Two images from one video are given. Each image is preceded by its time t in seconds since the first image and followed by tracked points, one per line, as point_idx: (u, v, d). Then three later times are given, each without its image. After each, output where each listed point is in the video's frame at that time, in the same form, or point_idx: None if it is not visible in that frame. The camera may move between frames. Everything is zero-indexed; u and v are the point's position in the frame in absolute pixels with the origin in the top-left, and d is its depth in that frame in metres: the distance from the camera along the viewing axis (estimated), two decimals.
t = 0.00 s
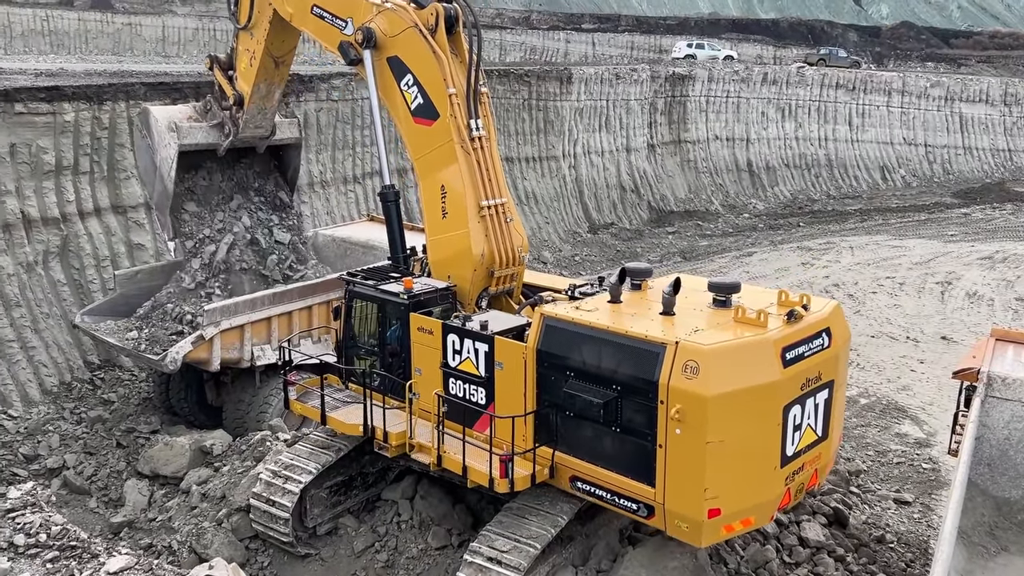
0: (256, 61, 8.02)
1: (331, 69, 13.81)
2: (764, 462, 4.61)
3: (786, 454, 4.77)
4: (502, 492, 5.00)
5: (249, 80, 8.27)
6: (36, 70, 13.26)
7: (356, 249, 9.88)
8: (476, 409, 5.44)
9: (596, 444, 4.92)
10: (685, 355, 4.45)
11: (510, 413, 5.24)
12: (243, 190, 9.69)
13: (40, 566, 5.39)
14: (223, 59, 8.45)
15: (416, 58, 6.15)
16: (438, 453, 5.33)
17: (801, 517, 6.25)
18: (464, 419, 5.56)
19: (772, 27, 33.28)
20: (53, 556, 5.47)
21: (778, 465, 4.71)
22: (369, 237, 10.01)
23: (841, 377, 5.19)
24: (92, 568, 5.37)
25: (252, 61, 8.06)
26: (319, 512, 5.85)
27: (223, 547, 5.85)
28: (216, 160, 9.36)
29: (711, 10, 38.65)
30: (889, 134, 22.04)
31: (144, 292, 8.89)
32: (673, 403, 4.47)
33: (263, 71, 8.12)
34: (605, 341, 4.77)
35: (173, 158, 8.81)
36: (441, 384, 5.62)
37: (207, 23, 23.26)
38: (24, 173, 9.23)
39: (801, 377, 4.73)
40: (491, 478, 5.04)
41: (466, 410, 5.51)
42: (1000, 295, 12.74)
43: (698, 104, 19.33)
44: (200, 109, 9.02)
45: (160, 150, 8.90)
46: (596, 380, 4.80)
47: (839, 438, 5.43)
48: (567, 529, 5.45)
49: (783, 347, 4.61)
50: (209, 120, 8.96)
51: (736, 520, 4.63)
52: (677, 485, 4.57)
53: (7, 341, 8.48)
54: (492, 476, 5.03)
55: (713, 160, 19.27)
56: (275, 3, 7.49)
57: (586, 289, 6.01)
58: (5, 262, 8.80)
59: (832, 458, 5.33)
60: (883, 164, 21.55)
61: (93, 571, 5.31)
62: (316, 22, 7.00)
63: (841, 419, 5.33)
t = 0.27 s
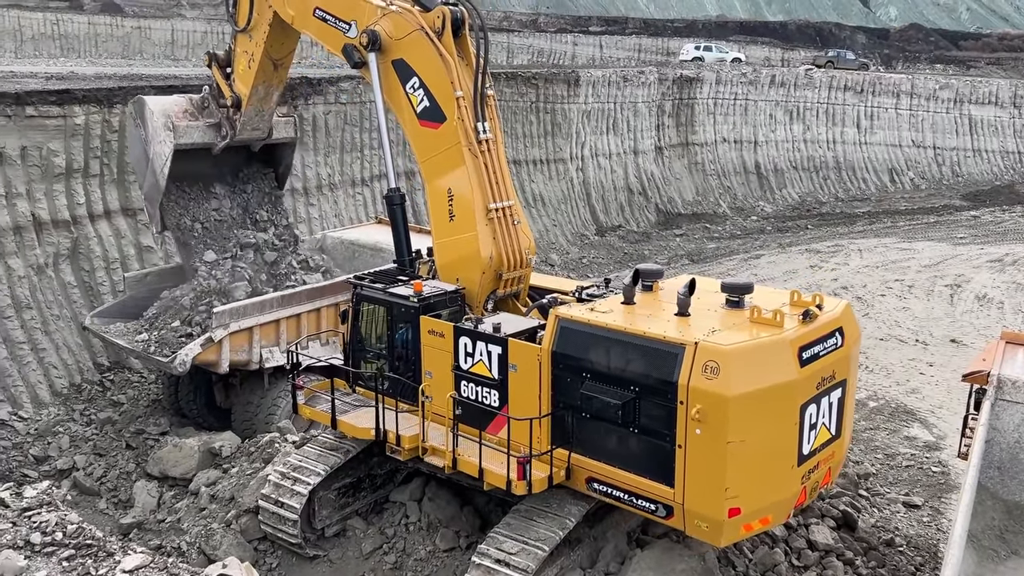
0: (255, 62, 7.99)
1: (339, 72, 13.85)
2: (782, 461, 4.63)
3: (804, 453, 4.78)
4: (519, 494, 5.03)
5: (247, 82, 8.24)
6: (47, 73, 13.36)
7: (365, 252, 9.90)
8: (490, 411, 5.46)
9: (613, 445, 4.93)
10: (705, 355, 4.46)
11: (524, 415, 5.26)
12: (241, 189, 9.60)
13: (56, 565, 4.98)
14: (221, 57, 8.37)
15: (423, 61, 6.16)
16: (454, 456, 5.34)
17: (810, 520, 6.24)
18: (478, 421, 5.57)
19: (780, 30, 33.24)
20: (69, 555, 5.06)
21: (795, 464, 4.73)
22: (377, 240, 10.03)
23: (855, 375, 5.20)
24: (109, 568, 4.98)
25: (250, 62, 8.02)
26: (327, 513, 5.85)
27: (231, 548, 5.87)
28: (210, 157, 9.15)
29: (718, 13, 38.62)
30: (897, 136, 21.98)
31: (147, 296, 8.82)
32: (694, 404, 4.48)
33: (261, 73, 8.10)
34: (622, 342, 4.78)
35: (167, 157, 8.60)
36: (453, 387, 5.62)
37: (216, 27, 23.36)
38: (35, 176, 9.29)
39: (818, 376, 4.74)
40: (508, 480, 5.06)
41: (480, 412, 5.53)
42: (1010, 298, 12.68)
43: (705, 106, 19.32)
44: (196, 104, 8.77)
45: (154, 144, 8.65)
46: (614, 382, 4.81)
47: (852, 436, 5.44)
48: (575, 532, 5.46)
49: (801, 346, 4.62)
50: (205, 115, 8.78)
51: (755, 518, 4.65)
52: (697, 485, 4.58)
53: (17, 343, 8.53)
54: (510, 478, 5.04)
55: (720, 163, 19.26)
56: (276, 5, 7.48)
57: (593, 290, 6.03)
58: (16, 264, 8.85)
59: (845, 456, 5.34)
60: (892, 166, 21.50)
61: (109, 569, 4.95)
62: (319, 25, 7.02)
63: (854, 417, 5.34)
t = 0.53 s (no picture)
0: (254, 63, 7.90)
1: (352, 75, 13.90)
2: (805, 460, 4.67)
3: (825, 452, 4.82)
4: (544, 496, 5.06)
5: (246, 82, 8.17)
6: (62, 77, 13.46)
7: (376, 254, 9.92)
8: (508, 414, 5.46)
9: (635, 447, 4.96)
10: (731, 356, 4.48)
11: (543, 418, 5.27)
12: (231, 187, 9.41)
13: (75, 563, 4.76)
14: (220, 52, 8.25)
15: (432, 64, 6.16)
16: (474, 459, 5.36)
17: (822, 524, 6.22)
18: (494, 424, 5.58)
19: (792, 32, 33.14)
20: (87, 553, 4.83)
21: (817, 462, 4.77)
22: (388, 243, 10.06)
23: (870, 375, 5.25)
24: (128, 566, 4.76)
25: (250, 63, 7.93)
26: (339, 515, 5.88)
27: (243, 549, 5.90)
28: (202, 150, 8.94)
29: (730, 15, 38.57)
30: (910, 139, 21.89)
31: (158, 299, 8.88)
32: (720, 404, 4.51)
33: (260, 74, 8.01)
34: (644, 344, 4.79)
35: (162, 151, 8.42)
36: (469, 390, 5.61)
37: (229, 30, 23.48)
38: (51, 179, 9.36)
39: (839, 375, 4.79)
40: (532, 483, 5.08)
41: (498, 415, 5.54)
42: None
43: (717, 109, 19.28)
44: (192, 96, 8.55)
45: (151, 135, 8.44)
46: (636, 383, 4.83)
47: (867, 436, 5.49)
48: (586, 535, 5.45)
49: (822, 346, 4.66)
50: (201, 108, 8.60)
51: (779, 517, 4.68)
52: (722, 485, 4.61)
53: (32, 344, 8.60)
54: (533, 481, 5.08)
55: (732, 165, 19.23)
56: (279, 7, 7.41)
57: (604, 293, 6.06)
58: (31, 266, 8.93)
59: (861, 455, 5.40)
60: (905, 169, 21.40)
61: (126, 568, 4.74)
62: (323, 27, 6.98)
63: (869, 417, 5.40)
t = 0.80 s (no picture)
0: (253, 67, 7.92)
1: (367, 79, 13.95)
2: (833, 460, 4.69)
3: (850, 451, 4.85)
4: (572, 500, 5.02)
5: (242, 85, 8.16)
6: (81, 81, 13.59)
7: (391, 257, 9.95)
8: (529, 418, 5.46)
9: (661, 449, 4.96)
10: (763, 357, 4.50)
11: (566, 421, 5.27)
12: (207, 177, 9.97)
13: (95, 561, 4.78)
14: (217, 52, 8.25)
15: (442, 69, 6.18)
16: (499, 464, 5.35)
17: (838, 530, 6.18)
18: (514, 428, 5.58)
19: (808, 36, 33.00)
20: (108, 551, 4.85)
21: (843, 462, 4.80)
22: (403, 245, 10.08)
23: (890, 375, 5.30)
24: (148, 565, 4.78)
25: (248, 67, 7.95)
26: (353, 517, 5.89)
27: (258, 551, 5.93)
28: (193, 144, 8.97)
29: (745, 19, 38.46)
30: (927, 142, 21.76)
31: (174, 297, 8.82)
32: (751, 405, 4.52)
33: (258, 78, 8.03)
34: (670, 346, 4.81)
35: (152, 147, 8.42)
36: (489, 394, 5.64)
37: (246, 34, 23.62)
38: (69, 182, 9.44)
39: (863, 375, 4.83)
40: (560, 487, 5.06)
41: (519, 418, 5.54)
42: None
43: (732, 112, 19.23)
44: (185, 91, 8.52)
45: (142, 129, 8.41)
46: (664, 386, 4.85)
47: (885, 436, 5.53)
48: (600, 539, 5.43)
49: (849, 346, 4.69)
50: (195, 105, 8.57)
51: (808, 517, 4.69)
52: (753, 486, 4.61)
53: (51, 345, 8.69)
54: (561, 485, 5.06)
55: (747, 169, 19.17)
56: (281, 15, 7.42)
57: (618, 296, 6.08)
58: (50, 268, 9.01)
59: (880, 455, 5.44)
60: (921, 173, 21.27)
61: (147, 566, 4.76)
62: (328, 34, 7.00)
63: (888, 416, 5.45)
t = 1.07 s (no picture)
0: (249, 76, 7.81)
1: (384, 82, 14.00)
2: (862, 459, 4.72)
3: (877, 450, 4.89)
4: (603, 503, 5.02)
5: (235, 91, 8.07)
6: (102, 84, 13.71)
7: (407, 260, 9.97)
8: (553, 422, 5.45)
9: (690, 451, 4.96)
10: (796, 358, 4.52)
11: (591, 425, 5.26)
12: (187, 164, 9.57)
13: (116, 561, 4.80)
14: (211, 54, 8.13)
15: (450, 75, 6.19)
16: (525, 468, 5.33)
17: (855, 536, 6.14)
18: (537, 432, 5.57)
19: (826, 39, 32.82)
20: (129, 551, 4.88)
21: (871, 461, 4.83)
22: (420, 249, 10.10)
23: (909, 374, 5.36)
24: (168, 565, 4.82)
25: (243, 75, 7.85)
26: (369, 519, 5.91)
27: (274, 552, 5.95)
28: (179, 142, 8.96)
29: (763, 22, 38.29)
30: (946, 146, 21.59)
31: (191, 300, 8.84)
32: (784, 406, 4.53)
33: (252, 86, 7.94)
34: (700, 347, 4.82)
35: (140, 145, 8.47)
36: (509, 399, 5.62)
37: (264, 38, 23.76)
38: (90, 185, 9.47)
39: (889, 374, 4.87)
40: (590, 490, 5.05)
41: (542, 422, 5.53)
42: None
43: (749, 115, 19.15)
44: (175, 90, 8.50)
45: (132, 128, 8.45)
46: (693, 387, 4.85)
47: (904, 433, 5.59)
48: (615, 543, 5.41)
49: (876, 346, 4.74)
50: (186, 105, 8.54)
51: (840, 516, 4.71)
52: (786, 486, 4.62)
53: (71, 346, 8.77)
54: (591, 489, 5.04)
55: (765, 173, 19.11)
56: (282, 26, 7.31)
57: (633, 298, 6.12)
58: (70, 270, 9.10)
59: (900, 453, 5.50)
60: (941, 177, 21.11)
61: (167, 565, 4.80)
62: (330, 43, 6.95)
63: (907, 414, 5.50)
